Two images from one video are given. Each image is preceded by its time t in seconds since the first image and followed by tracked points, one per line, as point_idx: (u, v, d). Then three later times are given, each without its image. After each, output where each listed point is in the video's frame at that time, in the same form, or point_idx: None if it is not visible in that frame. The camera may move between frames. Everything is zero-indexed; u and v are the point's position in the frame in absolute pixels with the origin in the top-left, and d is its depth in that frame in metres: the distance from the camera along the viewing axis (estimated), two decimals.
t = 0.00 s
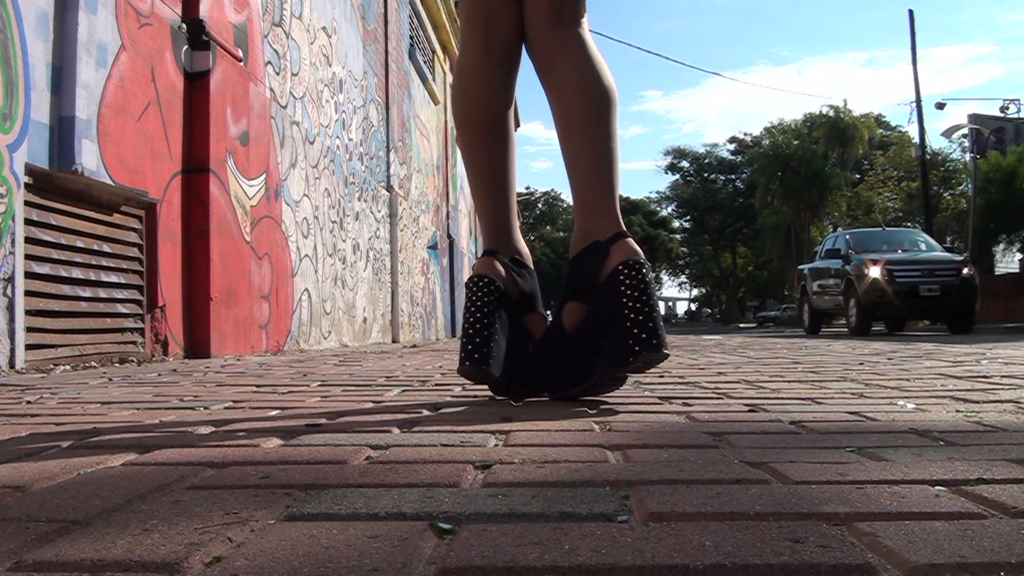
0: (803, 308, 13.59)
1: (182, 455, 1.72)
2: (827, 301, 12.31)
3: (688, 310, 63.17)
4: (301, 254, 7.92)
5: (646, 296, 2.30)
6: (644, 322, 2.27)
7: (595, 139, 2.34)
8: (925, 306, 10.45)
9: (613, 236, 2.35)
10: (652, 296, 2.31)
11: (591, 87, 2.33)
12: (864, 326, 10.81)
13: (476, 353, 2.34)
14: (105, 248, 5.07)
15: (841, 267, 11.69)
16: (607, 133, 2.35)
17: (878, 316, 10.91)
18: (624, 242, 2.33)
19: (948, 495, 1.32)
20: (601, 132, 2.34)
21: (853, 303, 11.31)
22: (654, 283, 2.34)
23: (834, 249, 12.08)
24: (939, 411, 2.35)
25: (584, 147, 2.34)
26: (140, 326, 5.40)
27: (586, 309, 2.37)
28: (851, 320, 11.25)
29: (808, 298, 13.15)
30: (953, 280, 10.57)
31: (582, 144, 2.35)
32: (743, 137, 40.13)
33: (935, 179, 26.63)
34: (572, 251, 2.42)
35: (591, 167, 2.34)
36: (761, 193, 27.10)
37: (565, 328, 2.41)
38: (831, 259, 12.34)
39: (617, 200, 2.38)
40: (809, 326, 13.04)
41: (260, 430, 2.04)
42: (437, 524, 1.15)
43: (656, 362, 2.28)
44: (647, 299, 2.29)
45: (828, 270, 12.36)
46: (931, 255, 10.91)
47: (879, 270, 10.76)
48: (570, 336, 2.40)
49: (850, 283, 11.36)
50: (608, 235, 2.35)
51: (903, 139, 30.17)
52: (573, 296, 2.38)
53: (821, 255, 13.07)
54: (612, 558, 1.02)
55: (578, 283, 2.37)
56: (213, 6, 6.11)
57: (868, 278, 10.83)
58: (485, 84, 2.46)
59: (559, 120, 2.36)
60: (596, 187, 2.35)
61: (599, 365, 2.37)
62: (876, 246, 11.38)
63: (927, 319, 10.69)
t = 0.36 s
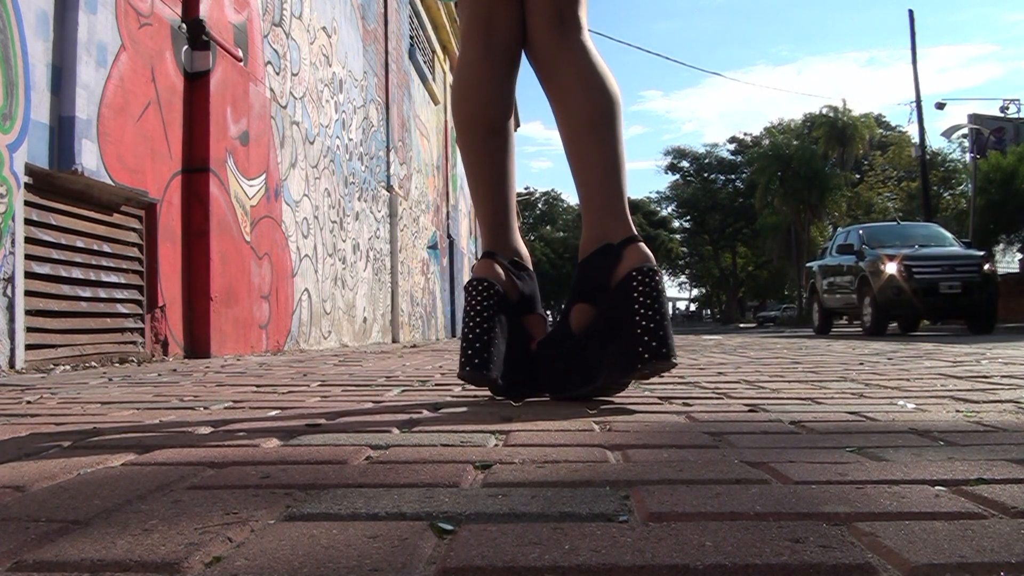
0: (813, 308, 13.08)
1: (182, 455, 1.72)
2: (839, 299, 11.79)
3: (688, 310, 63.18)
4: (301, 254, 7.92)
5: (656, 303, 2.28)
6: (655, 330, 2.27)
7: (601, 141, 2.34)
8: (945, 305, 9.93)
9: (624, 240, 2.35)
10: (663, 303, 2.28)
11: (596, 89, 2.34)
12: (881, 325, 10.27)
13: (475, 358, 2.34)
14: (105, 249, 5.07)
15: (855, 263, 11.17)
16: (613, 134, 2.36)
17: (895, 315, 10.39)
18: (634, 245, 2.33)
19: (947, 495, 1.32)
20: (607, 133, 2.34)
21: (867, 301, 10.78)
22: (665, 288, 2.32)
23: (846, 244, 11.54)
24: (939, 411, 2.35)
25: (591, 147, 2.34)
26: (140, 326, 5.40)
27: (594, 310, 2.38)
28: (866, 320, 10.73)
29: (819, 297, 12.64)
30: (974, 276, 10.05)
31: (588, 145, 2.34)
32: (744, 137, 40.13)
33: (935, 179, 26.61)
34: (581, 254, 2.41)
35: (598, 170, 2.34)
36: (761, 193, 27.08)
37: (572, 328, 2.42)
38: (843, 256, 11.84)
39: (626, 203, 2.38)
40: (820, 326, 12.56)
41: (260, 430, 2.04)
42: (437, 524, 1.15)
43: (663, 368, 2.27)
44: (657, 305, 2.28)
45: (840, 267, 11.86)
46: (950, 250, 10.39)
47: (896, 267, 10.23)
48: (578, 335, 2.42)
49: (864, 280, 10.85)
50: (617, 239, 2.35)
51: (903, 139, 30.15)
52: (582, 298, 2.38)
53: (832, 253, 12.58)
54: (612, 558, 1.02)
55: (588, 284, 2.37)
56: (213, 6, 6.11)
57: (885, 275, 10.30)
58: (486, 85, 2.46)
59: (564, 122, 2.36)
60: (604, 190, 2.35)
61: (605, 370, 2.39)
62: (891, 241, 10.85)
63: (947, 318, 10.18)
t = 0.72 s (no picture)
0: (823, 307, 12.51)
1: (181, 455, 1.73)
2: (852, 298, 11.23)
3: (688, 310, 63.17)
4: (301, 254, 7.92)
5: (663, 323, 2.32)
6: (657, 353, 2.32)
7: (609, 147, 2.33)
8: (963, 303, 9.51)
9: (635, 247, 2.35)
10: (669, 323, 2.33)
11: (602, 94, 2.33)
12: (897, 325, 9.83)
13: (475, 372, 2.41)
14: (105, 249, 5.07)
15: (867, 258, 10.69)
16: (620, 140, 2.35)
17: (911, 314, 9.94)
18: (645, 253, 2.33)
19: (948, 495, 1.32)
20: (613, 139, 2.34)
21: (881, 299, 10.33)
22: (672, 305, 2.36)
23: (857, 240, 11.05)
24: (939, 411, 2.35)
25: (598, 153, 2.34)
26: (140, 326, 5.40)
27: (599, 315, 2.37)
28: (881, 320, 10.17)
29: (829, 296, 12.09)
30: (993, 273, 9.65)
31: (594, 151, 2.34)
32: (744, 137, 40.16)
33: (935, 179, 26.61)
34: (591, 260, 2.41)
35: (606, 175, 2.34)
36: (761, 193, 27.06)
37: (577, 333, 2.42)
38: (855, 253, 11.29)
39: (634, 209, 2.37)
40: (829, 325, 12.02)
41: (259, 430, 2.04)
42: (437, 524, 1.15)
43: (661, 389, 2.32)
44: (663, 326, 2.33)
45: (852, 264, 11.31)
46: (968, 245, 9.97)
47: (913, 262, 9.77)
48: (580, 340, 2.43)
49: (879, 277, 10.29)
50: (627, 246, 2.34)
51: (903, 138, 30.16)
52: (590, 303, 2.38)
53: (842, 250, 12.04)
54: (612, 558, 1.02)
55: (595, 290, 2.37)
56: (213, 6, 6.11)
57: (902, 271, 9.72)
58: (488, 90, 2.46)
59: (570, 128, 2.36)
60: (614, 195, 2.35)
61: (606, 377, 2.38)
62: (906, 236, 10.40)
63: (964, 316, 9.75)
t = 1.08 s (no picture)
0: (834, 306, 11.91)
1: (181, 455, 1.72)
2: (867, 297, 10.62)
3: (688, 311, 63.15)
4: (301, 254, 7.92)
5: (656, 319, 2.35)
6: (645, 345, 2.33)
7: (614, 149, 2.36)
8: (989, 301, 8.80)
9: (639, 243, 2.37)
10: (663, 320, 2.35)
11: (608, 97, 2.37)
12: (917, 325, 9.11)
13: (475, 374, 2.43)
14: (105, 249, 5.07)
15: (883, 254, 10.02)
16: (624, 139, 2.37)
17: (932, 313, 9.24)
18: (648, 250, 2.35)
19: (948, 495, 1.32)
20: (616, 138, 2.36)
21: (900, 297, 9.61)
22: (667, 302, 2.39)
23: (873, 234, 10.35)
24: (939, 411, 2.35)
25: (604, 154, 2.36)
26: (140, 326, 5.40)
27: (603, 311, 2.37)
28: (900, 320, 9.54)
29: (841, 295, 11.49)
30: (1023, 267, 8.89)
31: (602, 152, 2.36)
32: (744, 138, 40.18)
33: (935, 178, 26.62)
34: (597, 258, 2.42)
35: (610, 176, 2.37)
36: (761, 193, 27.06)
37: (579, 327, 2.41)
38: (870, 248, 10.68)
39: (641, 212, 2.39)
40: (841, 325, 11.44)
41: (259, 430, 2.04)
42: (437, 524, 1.15)
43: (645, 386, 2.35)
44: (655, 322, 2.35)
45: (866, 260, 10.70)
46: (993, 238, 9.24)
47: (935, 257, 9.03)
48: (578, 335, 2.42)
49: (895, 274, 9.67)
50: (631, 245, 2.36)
51: (903, 139, 30.16)
52: (593, 298, 2.38)
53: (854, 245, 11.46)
54: (611, 557, 1.02)
55: (601, 286, 2.38)
56: (213, 6, 6.11)
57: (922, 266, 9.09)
58: (489, 94, 2.46)
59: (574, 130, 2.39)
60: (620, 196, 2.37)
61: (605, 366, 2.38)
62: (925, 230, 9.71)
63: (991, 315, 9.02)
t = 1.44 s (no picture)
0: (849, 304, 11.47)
1: (180, 455, 1.72)
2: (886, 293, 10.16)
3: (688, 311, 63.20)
4: (301, 254, 7.92)
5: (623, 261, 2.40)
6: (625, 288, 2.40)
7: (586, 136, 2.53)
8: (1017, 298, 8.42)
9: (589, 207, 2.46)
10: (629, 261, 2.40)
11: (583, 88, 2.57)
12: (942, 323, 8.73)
13: (477, 371, 2.44)
14: (105, 248, 5.07)
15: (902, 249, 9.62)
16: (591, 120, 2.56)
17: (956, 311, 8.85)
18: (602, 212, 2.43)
19: (948, 495, 1.32)
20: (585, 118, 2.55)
21: (922, 295, 9.19)
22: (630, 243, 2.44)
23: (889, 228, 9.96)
24: (939, 411, 2.35)
25: (571, 137, 2.53)
26: (140, 326, 5.40)
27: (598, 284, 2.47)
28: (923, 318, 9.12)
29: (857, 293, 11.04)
30: None
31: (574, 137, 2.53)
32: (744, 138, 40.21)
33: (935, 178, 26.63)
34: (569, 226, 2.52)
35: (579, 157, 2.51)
36: (761, 193, 27.06)
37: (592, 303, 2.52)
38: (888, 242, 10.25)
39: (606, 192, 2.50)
40: (857, 325, 11.00)
41: (259, 430, 2.04)
42: (437, 524, 1.15)
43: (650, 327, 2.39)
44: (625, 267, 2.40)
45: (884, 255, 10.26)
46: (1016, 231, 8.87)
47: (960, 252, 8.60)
48: (596, 307, 2.52)
49: (916, 270, 9.28)
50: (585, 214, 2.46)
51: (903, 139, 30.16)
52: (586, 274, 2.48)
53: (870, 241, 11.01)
54: (612, 558, 1.02)
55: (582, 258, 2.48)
56: (213, 6, 6.11)
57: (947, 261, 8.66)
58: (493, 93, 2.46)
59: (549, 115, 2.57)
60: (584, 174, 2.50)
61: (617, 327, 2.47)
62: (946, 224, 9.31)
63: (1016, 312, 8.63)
